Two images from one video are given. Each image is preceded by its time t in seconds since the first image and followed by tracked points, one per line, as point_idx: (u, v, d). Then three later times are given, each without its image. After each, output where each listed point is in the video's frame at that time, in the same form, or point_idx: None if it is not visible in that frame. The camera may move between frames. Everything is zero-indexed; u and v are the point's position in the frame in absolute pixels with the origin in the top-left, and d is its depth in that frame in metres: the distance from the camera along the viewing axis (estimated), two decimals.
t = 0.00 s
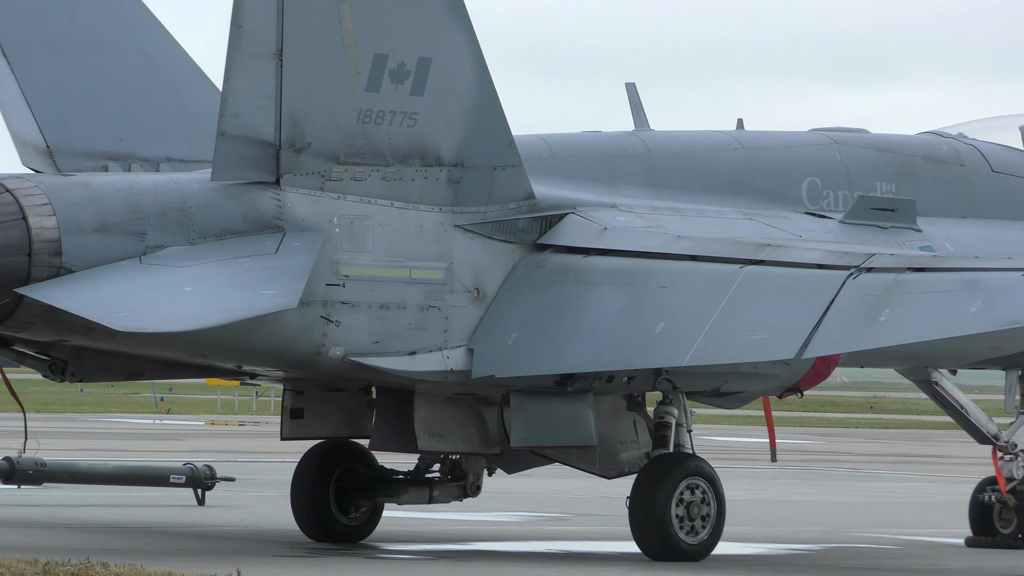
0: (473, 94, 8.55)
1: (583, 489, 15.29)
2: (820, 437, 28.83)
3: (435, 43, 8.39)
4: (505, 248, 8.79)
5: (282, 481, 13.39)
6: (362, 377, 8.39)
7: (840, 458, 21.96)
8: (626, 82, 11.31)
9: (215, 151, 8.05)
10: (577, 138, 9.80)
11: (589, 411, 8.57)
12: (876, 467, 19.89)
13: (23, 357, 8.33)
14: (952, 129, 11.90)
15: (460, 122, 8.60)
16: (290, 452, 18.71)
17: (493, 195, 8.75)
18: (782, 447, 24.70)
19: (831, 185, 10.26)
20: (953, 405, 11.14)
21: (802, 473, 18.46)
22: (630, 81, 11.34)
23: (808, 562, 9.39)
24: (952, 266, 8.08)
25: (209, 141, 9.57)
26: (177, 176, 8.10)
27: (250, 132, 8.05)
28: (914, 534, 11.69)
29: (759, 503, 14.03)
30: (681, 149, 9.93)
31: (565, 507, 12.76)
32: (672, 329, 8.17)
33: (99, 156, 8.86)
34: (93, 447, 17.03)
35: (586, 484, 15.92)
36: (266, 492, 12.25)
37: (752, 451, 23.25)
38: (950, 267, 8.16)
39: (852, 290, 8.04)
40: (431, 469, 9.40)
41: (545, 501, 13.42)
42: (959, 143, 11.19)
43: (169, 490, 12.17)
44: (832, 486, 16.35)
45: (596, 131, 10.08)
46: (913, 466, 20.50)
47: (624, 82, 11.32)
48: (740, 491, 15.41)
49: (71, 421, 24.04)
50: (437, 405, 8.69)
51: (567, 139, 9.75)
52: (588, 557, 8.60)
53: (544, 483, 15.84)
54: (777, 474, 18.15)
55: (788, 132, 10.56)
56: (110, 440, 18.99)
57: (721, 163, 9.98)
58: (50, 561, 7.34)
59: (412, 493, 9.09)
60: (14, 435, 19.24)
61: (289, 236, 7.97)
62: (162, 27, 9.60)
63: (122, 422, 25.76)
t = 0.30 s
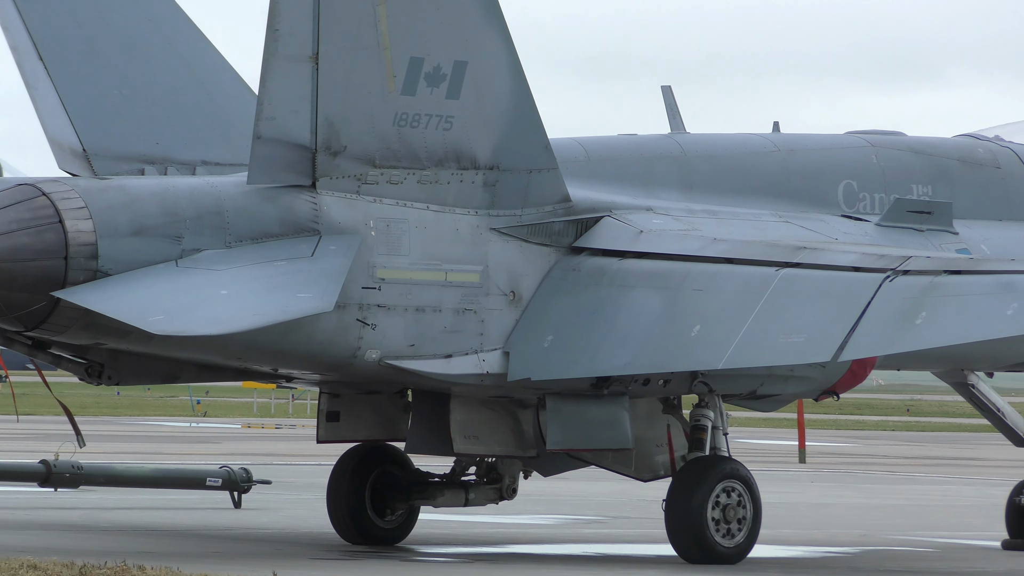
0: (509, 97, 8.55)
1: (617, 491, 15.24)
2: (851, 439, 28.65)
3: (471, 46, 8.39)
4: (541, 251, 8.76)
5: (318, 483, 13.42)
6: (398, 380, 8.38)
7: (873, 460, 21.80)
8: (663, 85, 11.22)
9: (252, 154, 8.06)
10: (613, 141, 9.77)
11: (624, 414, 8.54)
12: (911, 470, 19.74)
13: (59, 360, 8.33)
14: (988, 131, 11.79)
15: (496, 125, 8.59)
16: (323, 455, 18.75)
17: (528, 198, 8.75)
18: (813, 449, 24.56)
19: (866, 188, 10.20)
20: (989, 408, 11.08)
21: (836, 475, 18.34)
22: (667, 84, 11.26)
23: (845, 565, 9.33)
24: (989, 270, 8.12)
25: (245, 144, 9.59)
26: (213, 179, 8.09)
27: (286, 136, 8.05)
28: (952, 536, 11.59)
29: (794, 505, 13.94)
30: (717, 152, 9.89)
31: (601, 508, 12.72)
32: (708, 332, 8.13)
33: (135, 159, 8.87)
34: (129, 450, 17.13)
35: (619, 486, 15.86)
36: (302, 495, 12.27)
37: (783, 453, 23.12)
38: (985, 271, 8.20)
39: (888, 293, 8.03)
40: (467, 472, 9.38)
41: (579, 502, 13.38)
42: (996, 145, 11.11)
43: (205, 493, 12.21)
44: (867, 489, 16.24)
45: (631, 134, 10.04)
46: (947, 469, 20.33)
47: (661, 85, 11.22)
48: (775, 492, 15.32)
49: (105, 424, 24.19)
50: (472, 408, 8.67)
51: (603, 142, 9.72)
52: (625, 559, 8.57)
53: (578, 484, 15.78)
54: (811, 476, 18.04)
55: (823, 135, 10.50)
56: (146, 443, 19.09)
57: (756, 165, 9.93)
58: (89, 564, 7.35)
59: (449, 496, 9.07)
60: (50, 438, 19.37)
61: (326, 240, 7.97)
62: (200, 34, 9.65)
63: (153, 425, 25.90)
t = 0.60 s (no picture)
0: (541, 98, 8.52)
1: (649, 492, 15.20)
2: (880, 441, 28.48)
3: (504, 47, 8.37)
4: (573, 253, 8.74)
5: (350, 483, 13.43)
6: (431, 381, 8.37)
7: (903, 462, 21.65)
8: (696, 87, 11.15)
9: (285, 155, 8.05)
10: (646, 142, 9.73)
11: (657, 416, 8.51)
12: (944, 472, 19.59)
13: (92, 361, 8.32)
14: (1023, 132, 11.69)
15: (529, 126, 8.57)
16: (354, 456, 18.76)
17: (561, 199, 8.74)
18: (843, 451, 24.42)
19: (900, 189, 10.16)
20: None
21: (868, 477, 18.22)
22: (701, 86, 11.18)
23: (878, 566, 9.25)
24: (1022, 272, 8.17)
25: (278, 145, 9.60)
26: (245, 180, 8.08)
27: (319, 137, 8.05)
28: (987, 538, 11.49)
29: (828, 507, 13.83)
30: (750, 154, 9.84)
31: (633, 509, 12.68)
32: (741, 333, 8.08)
33: (168, 161, 8.88)
34: (161, 451, 17.22)
35: (650, 487, 15.77)
36: (335, 496, 12.27)
37: (814, 455, 23.00)
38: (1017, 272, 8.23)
39: (922, 293, 8.03)
40: (499, 473, 9.35)
41: (611, 503, 13.35)
42: None
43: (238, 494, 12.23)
44: (900, 490, 16.12)
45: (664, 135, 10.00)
46: (979, 471, 20.17)
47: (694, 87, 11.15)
48: (807, 494, 15.23)
49: (134, 425, 24.31)
50: (504, 409, 8.65)
51: (635, 144, 9.69)
52: (657, 561, 8.52)
53: (610, 486, 15.71)
54: (843, 477, 17.93)
55: (856, 136, 10.44)
56: (177, 443, 19.17)
57: (790, 167, 9.87)
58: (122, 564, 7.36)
59: (481, 498, 9.06)
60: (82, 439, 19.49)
61: (359, 241, 7.96)
62: (234, 36, 9.66)
63: (182, 425, 26.01)
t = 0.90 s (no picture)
0: (570, 100, 8.52)
1: (677, 493, 15.16)
2: (908, 443, 28.31)
3: (533, 49, 8.37)
4: (602, 254, 8.72)
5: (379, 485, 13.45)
6: (459, 383, 8.37)
7: (932, 464, 21.51)
8: (724, 88, 11.10)
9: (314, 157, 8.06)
10: (675, 144, 9.70)
11: (686, 417, 8.48)
12: (972, 474, 19.45)
13: (122, 362, 8.31)
14: None
15: (557, 128, 8.57)
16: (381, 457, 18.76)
17: (589, 201, 8.74)
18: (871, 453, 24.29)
19: (929, 191, 10.10)
20: None
21: (897, 479, 18.11)
22: (729, 88, 11.14)
23: (908, 568, 9.19)
24: None
25: (307, 147, 9.62)
26: (275, 182, 8.09)
27: (348, 138, 8.06)
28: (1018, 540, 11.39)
29: (857, 509, 13.73)
30: (779, 155, 9.80)
31: (661, 510, 12.64)
32: (770, 335, 8.05)
33: (197, 162, 8.91)
34: (190, 452, 17.31)
35: (679, 489, 15.71)
36: (364, 497, 12.27)
37: (841, 457, 22.88)
38: None
39: (949, 296, 7.99)
40: (528, 475, 9.32)
41: (639, 504, 13.31)
42: None
43: (267, 495, 12.25)
44: (929, 492, 16.01)
45: (693, 137, 9.96)
46: (1008, 473, 20.01)
47: (722, 88, 11.10)
48: (835, 495, 15.16)
49: (160, 427, 24.41)
50: (533, 410, 8.63)
51: (664, 145, 9.66)
52: (686, 563, 8.49)
53: (638, 487, 15.65)
54: (871, 479, 17.83)
55: (885, 138, 10.38)
56: (205, 445, 19.22)
57: (819, 168, 9.82)
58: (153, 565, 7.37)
59: (509, 499, 9.00)
60: (111, 440, 19.59)
61: (388, 242, 7.97)
62: (264, 38, 9.70)
63: (207, 426, 26.09)
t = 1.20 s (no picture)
0: (596, 101, 8.50)
1: (703, 496, 15.11)
2: (932, 444, 28.15)
3: (559, 51, 8.36)
4: (628, 256, 8.71)
5: (405, 488, 13.46)
6: (485, 385, 8.36)
7: (957, 466, 21.37)
8: (750, 90, 11.06)
9: (339, 159, 8.03)
10: (701, 145, 9.67)
11: (712, 419, 8.45)
12: (999, 476, 19.31)
13: (148, 365, 8.32)
14: None
15: (583, 130, 8.56)
16: (405, 459, 18.77)
17: (615, 203, 8.72)
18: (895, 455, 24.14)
19: (956, 192, 10.04)
20: None
21: (923, 481, 17.99)
22: (754, 89, 11.09)
23: (936, 571, 9.13)
24: None
25: (333, 150, 9.63)
26: (300, 185, 8.09)
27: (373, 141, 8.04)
28: None
29: (883, 511, 13.66)
30: (805, 156, 9.76)
31: (688, 512, 12.59)
32: (797, 336, 8.01)
33: (223, 164, 8.93)
34: (215, 455, 17.36)
35: (704, 492, 15.66)
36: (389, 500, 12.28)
37: (866, 459, 22.76)
38: None
39: (976, 297, 7.91)
40: (554, 477, 9.30)
41: (665, 507, 13.28)
42: None
43: (293, 498, 12.27)
44: (956, 495, 15.90)
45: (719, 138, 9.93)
46: None
47: (748, 90, 11.06)
48: (862, 498, 15.07)
49: (185, 429, 24.51)
50: (559, 412, 8.61)
51: (690, 147, 9.63)
52: (712, 565, 8.46)
53: (664, 489, 15.61)
54: (898, 481, 17.72)
55: (911, 139, 10.33)
56: (229, 447, 19.27)
57: (845, 169, 9.77)
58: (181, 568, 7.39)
59: (536, 501, 9.02)
60: (136, 443, 19.67)
61: (413, 244, 7.97)
62: (290, 42, 9.73)
63: (231, 429, 26.17)
